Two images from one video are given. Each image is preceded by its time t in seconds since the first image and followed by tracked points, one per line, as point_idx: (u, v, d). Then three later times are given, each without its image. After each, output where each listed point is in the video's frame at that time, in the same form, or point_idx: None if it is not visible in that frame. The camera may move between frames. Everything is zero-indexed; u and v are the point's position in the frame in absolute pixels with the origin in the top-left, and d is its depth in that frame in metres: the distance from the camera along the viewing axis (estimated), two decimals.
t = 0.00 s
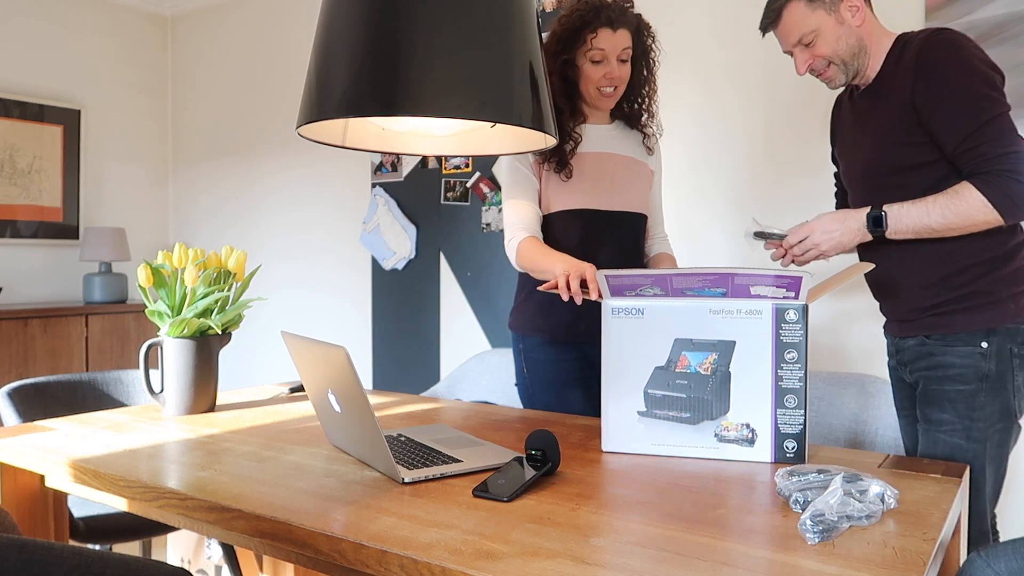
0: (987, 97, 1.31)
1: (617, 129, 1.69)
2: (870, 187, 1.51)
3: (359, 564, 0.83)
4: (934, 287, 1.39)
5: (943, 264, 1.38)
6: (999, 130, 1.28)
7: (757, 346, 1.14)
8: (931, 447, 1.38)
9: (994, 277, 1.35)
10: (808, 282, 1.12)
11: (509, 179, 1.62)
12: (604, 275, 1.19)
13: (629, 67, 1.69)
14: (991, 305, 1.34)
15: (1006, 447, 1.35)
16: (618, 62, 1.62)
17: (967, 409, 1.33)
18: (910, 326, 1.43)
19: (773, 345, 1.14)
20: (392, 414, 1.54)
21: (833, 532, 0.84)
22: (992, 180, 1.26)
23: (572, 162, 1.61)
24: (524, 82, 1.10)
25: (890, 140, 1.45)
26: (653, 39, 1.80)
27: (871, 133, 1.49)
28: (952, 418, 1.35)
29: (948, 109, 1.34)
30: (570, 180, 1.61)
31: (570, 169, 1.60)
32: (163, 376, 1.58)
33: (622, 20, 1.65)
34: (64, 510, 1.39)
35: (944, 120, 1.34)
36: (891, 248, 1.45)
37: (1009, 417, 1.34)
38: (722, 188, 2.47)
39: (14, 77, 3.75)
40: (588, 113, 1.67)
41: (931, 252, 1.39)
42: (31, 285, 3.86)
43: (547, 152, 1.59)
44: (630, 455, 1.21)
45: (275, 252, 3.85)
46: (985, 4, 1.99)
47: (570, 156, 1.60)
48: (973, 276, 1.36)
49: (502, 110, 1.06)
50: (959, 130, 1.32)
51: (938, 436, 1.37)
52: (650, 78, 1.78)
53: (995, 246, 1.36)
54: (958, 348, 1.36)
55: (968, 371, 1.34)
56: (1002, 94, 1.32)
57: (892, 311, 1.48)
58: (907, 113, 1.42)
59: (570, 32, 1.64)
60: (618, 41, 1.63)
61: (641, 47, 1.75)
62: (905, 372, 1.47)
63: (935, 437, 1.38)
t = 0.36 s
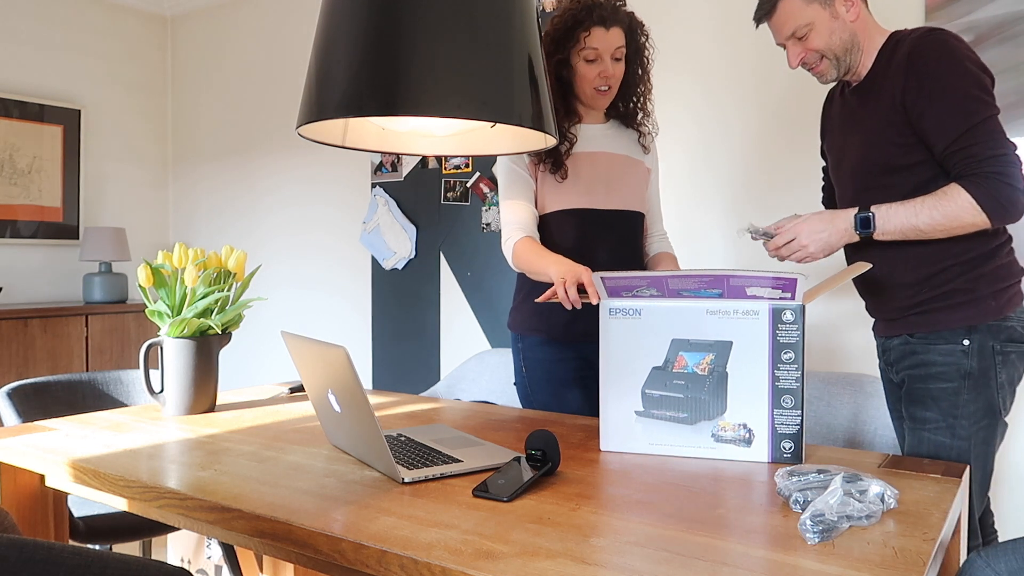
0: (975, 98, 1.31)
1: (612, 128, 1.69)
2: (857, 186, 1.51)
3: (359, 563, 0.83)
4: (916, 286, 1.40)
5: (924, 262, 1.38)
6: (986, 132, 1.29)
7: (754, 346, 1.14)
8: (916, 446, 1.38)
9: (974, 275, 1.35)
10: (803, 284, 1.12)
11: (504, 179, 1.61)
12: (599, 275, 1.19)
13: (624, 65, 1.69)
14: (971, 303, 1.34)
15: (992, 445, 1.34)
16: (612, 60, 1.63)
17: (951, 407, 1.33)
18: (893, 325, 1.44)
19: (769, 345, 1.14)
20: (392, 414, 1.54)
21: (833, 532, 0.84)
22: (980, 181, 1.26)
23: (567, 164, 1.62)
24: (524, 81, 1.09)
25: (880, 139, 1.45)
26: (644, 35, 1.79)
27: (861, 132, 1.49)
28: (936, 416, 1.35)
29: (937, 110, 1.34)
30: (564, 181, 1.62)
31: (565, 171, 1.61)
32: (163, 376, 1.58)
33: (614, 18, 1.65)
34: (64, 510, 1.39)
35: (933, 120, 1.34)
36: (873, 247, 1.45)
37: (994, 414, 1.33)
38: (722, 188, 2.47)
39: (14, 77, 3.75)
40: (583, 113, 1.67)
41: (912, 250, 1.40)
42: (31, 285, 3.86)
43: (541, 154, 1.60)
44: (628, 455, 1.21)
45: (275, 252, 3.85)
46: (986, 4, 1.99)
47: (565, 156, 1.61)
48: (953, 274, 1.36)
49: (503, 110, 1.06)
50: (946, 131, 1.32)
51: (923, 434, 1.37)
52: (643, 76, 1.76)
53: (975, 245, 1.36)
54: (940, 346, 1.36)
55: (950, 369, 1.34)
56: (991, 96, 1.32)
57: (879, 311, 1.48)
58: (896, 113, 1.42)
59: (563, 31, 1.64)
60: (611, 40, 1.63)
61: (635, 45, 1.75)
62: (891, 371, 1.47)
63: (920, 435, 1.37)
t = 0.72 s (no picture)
0: (965, 97, 1.30)
1: (606, 127, 1.70)
2: (854, 186, 1.52)
3: (359, 564, 0.83)
4: (919, 286, 1.40)
5: (927, 261, 1.38)
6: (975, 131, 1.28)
7: (754, 346, 1.14)
8: (919, 444, 1.37)
9: (977, 274, 1.35)
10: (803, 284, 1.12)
11: (501, 179, 1.61)
12: (599, 276, 1.19)
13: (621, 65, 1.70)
14: (974, 303, 1.34)
15: (994, 443, 1.34)
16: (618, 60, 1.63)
17: (954, 404, 1.33)
18: (898, 325, 1.44)
19: (770, 345, 1.14)
20: (392, 415, 1.54)
21: (833, 532, 0.84)
22: (968, 179, 1.26)
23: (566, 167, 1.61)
24: (524, 82, 1.09)
25: (874, 139, 1.46)
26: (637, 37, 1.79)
27: (856, 133, 1.50)
28: (940, 414, 1.34)
29: (928, 110, 1.34)
30: (564, 185, 1.62)
31: (564, 176, 1.61)
32: (163, 376, 1.58)
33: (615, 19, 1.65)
34: (64, 510, 1.39)
35: (924, 120, 1.34)
36: (875, 245, 1.45)
37: (996, 412, 1.33)
38: (722, 188, 2.47)
39: (14, 77, 3.75)
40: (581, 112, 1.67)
41: (913, 249, 1.39)
42: (32, 285, 3.86)
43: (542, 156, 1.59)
44: (629, 454, 1.21)
45: (274, 253, 3.85)
46: (986, 4, 1.99)
47: (564, 158, 1.61)
48: (957, 274, 1.36)
49: (503, 110, 1.06)
50: (937, 131, 1.32)
51: (926, 432, 1.36)
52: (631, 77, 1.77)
53: (978, 244, 1.36)
54: (944, 344, 1.36)
55: (954, 367, 1.34)
56: (982, 95, 1.32)
57: (880, 311, 1.48)
58: (890, 113, 1.42)
59: (573, 29, 1.61)
60: (617, 40, 1.63)
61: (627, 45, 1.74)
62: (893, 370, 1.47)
63: (923, 434, 1.37)
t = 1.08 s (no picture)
0: (977, 91, 1.31)
1: (600, 126, 1.70)
2: (862, 183, 1.51)
3: (359, 564, 0.83)
4: (923, 286, 1.40)
5: (931, 261, 1.38)
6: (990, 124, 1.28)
7: (754, 345, 1.14)
8: (922, 446, 1.38)
9: (982, 274, 1.35)
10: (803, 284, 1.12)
11: (496, 177, 1.59)
12: (599, 275, 1.19)
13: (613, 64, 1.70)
14: (978, 303, 1.34)
15: (997, 444, 1.34)
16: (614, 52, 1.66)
17: (957, 407, 1.33)
18: (901, 325, 1.44)
19: (770, 345, 1.14)
20: (392, 414, 1.54)
21: (833, 532, 0.84)
22: (989, 171, 1.26)
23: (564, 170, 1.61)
24: (524, 82, 1.09)
25: (883, 136, 1.45)
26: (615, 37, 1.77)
27: (864, 129, 1.49)
28: (942, 416, 1.35)
29: (940, 105, 1.34)
30: (563, 185, 1.62)
31: (561, 176, 1.60)
32: (163, 375, 1.58)
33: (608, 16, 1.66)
34: (64, 510, 1.39)
35: (937, 114, 1.34)
36: (880, 246, 1.46)
37: (999, 414, 1.33)
38: (722, 187, 2.47)
39: (14, 77, 3.75)
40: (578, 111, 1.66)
41: (918, 249, 1.39)
42: (32, 285, 3.87)
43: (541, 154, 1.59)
44: (629, 455, 1.21)
45: (274, 252, 3.85)
46: (986, 4, 1.99)
47: (563, 157, 1.60)
48: (961, 273, 1.36)
49: (502, 109, 1.06)
50: (951, 124, 1.32)
51: (928, 434, 1.37)
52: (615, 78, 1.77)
53: (982, 245, 1.36)
54: (947, 346, 1.36)
55: (957, 369, 1.34)
56: (993, 89, 1.32)
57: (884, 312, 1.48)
58: (899, 109, 1.42)
59: (575, 22, 1.61)
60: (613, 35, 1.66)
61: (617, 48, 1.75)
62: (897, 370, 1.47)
63: (926, 435, 1.37)
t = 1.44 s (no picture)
0: (985, 93, 1.31)
1: (597, 125, 1.70)
2: (868, 182, 1.51)
3: (359, 564, 0.83)
4: (927, 287, 1.40)
5: (936, 261, 1.38)
6: (997, 127, 1.29)
7: (754, 345, 1.14)
8: (925, 447, 1.38)
9: (987, 277, 1.35)
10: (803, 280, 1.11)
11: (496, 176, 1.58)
12: (600, 267, 1.18)
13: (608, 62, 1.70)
14: (983, 304, 1.34)
15: (1001, 446, 1.34)
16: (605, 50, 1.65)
17: (961, 408, 1.33)
18: (905, 325, 1.43)
19: (770, 345, 1.14)
20: (392, 414, 1.54)
21: (833, 532, 0.84)
22: (993, 172, 1.26)
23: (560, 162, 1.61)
24: (524, 81, 1.09)
25: (889, 135, 1.45)
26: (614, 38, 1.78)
27: (870, 129, 1.49)
28: (946, 417, 1.35)
29: (948, 106, 1.34)
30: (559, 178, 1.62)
31: (558, 169, 1.60)
32: (163, 376, 1.58)
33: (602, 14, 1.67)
34: (64, 510, 1.39)
35: (943, 115, 1.34)
36: (883, 248, 1.45)
37: (1003, 416, 1.33)
38: (722, 187, 2.47)
39: (14, 77, 3.75)
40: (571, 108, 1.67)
41: (923, 250, 1.39)
42: (31, 285, 3.86)
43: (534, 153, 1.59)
44: (630, 455, 1.21)
45: (274, 252, 3.85)
46: (986, 4, 1.99)
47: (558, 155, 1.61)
48: (966, 275, 1.36)
49: (502, 110, 1.06)
50: (958, 126, 1.32)
51: (932, 435, 1.37)
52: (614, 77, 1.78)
53: (988, 247, 1.36)
54: (952, 347, 1.36)
55: (961, 370, 1.34)
56: (1000, 90, 1.32)
57: (887, 312, 1.48)
58: (905, 109, 1.42)
59: (560, 20, 1.63)
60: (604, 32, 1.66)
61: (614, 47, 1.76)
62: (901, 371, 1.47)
63: (930, 436, 1.37)
